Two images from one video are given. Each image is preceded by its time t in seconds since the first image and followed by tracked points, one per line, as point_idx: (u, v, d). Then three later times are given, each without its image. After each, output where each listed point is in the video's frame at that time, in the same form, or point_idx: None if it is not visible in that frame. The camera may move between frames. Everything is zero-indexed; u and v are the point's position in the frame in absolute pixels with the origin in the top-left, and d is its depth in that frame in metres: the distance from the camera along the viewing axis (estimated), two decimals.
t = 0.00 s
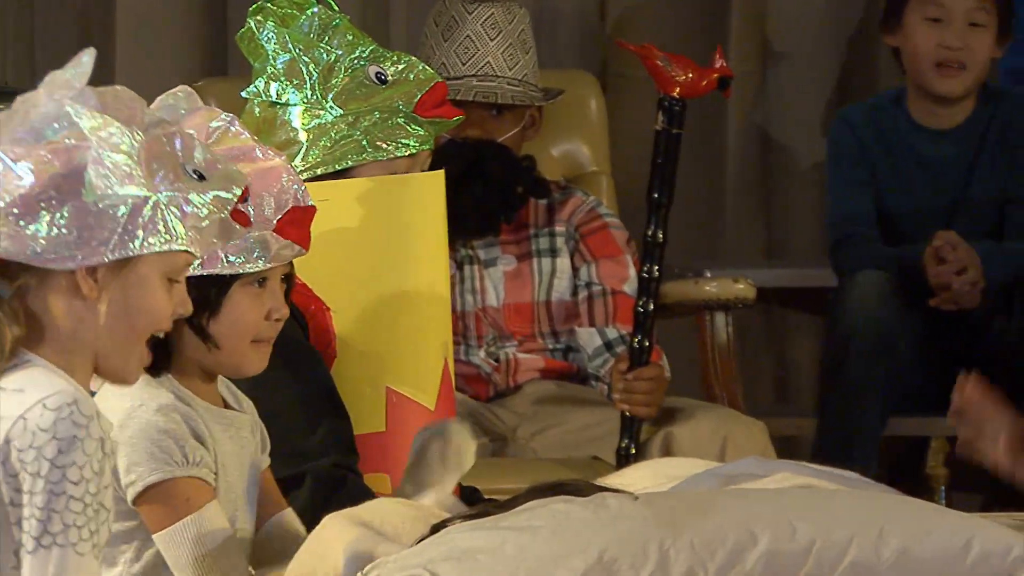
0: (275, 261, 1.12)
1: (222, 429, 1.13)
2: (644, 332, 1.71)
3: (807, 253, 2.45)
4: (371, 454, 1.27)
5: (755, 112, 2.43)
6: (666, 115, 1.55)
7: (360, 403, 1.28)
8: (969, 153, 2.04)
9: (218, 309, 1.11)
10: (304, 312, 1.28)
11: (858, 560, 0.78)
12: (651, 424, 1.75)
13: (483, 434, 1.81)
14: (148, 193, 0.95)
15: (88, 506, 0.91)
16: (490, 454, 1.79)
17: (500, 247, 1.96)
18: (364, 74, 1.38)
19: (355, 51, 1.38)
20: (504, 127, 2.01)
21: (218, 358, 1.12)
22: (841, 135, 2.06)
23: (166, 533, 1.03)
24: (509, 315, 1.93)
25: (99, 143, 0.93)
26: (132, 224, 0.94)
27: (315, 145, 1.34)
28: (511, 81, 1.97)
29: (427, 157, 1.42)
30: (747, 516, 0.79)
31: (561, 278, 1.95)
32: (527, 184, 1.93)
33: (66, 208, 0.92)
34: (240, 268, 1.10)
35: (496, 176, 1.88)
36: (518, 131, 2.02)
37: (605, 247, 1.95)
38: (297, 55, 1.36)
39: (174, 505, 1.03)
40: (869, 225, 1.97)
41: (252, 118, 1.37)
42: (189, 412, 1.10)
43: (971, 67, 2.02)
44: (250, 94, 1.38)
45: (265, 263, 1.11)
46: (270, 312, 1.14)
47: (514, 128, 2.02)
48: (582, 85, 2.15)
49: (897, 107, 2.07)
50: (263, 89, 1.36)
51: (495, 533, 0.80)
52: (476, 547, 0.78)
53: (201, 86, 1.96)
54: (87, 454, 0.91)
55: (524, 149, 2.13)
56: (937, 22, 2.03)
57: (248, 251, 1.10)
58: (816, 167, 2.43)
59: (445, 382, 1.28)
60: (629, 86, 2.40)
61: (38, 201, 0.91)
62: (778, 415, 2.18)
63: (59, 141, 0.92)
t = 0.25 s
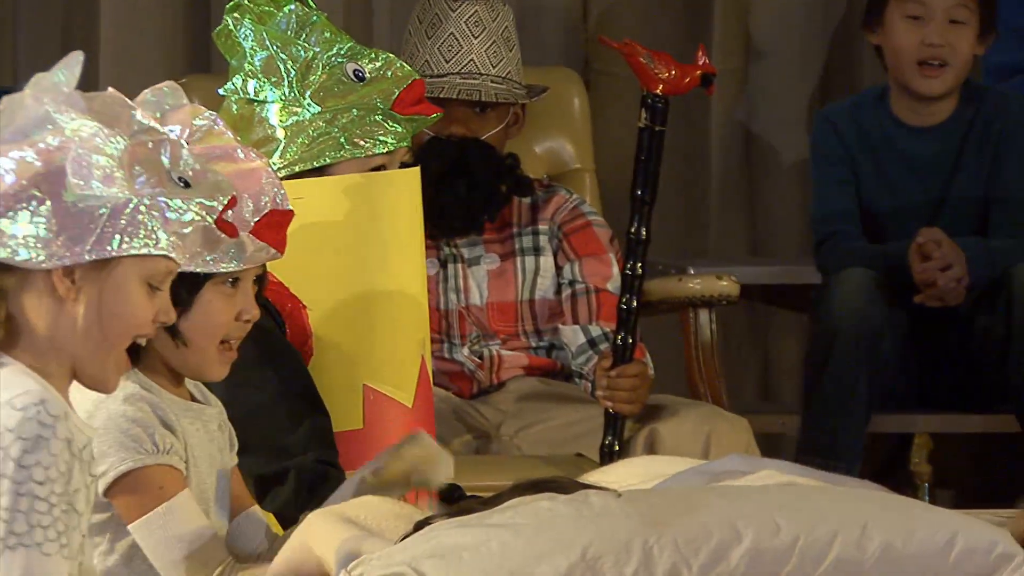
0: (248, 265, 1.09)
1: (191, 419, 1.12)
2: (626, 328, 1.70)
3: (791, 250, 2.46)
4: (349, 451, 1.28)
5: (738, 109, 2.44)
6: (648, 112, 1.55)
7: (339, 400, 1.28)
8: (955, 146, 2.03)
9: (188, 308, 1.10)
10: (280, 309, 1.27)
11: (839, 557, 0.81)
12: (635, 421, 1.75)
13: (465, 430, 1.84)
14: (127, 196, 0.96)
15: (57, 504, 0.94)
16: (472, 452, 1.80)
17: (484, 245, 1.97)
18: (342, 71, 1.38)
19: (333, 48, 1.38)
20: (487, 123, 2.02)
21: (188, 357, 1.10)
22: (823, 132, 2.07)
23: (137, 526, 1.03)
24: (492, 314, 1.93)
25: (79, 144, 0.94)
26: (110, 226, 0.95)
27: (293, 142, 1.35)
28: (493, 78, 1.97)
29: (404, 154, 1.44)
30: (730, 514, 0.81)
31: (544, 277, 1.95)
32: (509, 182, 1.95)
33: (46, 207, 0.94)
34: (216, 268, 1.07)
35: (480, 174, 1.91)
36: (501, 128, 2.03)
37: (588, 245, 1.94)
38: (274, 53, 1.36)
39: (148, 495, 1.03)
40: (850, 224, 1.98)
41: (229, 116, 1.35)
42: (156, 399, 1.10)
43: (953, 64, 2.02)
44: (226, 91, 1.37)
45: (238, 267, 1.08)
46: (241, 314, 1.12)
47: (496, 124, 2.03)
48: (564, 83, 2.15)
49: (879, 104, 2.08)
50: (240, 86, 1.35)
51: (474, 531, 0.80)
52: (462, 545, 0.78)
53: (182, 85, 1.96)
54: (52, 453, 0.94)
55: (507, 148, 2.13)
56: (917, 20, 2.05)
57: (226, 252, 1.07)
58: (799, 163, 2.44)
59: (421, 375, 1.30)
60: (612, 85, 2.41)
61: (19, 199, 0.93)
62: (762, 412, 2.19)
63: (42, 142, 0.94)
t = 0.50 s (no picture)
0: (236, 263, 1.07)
1: (180, 419, 1.13)
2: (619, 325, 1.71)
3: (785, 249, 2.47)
4: (341, 451, 1.27)
5: (731, 109, 2.45)
6: (642, 111, 1.55)
7: (328, 398, 1.28)
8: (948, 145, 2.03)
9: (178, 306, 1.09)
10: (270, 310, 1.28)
11: (835, 556, 0.81)
12: (629, 419, 1.75)
13: (460, 429, 1.83)
14: (122, 195, 0.94)
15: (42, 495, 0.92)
16: (467, 450, 1.80)
17: (478, 245, 1.97)
18: (331, 68, 1.38)
19: (322, 46, 1.38)
20: (482, 121, 2.02)
21: (179, 356, 1.10)
22: (818, 132, 2.08)
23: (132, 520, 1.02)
24: (486, 313, 1.93)
25: (76, 143, 0.93)
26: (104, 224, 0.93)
27: (282, 139, 1.34)
28: (488, 76, 1.97)
29: (393, 156, 1.43)
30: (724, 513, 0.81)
31: (537, 276, 1.95)
32: (505, 180, 1.96)
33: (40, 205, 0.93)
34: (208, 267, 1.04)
35: (476, 172, 1.92)
36: (496, 127, 2.03)
37: (581, 244, 1.94)
38: (263, 50, 1.36)
39: (145, 487, 1.03)
40: (846, 223, 1.99)
41: (218, 114, 1.36)
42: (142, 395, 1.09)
43: (947, 63, 2.02)
44: (215, 89, 1.37)
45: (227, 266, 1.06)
46: (231, 312, 1.11)
47: (491, 121, 2.02)
48: (558, 81, 2.15)
49: (873, 104, 2.08)
50: (229, 83, 1.35)
51: (470, 530, 0.80)
52: (457, 543, 0.79)
53: (177, 83, 1.96)
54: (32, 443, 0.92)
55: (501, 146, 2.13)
56: (909, 19, 2.05)
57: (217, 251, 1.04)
58: (795, 160, 2.44)
59: (410, 374, 1.28)
60: (607, 84, 2.41)
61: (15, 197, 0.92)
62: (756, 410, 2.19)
63: (39, 140, 0.93)
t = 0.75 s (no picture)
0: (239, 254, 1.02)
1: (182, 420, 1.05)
2: (623, 322, 1.71)
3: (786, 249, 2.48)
4: (345, 445, 1.28)
5: (732, 108, 2.46)
6: (645, 108, 1.55)
7: (332, 391, 1.29)
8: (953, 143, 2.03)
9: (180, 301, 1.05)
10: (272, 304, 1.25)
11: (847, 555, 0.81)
12: (632, 417, 1.75)
13: (463, 426, 1.83)
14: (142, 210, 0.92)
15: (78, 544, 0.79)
16: (470, 447, 1.80)
17: (482, 244, 1.96)
18: (329, 57, 1.38)
19: (319, 36, 1.38)
20: (485, 120, 2.03)
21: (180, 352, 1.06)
22: (820, 130, 2.08)
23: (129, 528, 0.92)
24: (489, 312, 1.93)
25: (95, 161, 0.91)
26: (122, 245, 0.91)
27: (282, 129, 1.35)
28: (491, 73, 1.98)
29: (396, 141, 1.45)
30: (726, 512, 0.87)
31: (541, 275, 1.95)
32: (508, 178, 1.97)
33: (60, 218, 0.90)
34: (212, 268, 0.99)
35: (479, 171, 1.93)
36: (498, 125, 2.04)
37: (584, 242, 1.95)
38: (261, 44, 1.35)
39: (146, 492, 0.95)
40: (849, 221, 1.99)
41: (218, 113, 1.37)
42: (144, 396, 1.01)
43: (948, 60, 2.04)
44: (215, 86, 1.37)
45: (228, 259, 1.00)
46: (232, 307, 1.09)
47: (493, 119, 2.03)
48: (560, 79, 2.15)
49: (876, 102, 2.09)
50: (228, 79, 1.35)
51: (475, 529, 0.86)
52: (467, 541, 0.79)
53: (180, 82, 1.96)
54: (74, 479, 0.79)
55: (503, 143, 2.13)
56: (910, 17, 2.07)
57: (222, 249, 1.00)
58: (796, 160, 2.48)
59: (415, 373, 1.30)
60: (608, 83, 2.41)
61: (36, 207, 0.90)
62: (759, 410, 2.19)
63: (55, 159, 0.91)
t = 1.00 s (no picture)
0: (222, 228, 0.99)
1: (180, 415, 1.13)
2: (620, 319, 1.72)
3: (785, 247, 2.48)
4: (353, 444, 1.29)
5: (731, 109, 2.47)
6: (644, 110, 1.57)
7: (339, 388, 1.30)
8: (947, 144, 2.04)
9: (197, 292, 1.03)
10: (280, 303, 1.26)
11: (833, 548, 0.82)
12: (631, 414, 1.77)
13: (465, 423, 1.84)
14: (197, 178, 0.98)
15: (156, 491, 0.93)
16: (472, 444, 1.81)
17: (484, 244, 1.98)
18: (340, 61, 1.41)
19: (332, 40, 1.41)
20: (489, 122, 2.04)
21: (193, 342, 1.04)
22: (817, 132, 2.10)
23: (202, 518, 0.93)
24: (492, 311, 1.95)
25: (152, 135, 0.98)
26: (185, 207, 0.98)
27: (292, 130, 1.38)
28: (494, 77, 1.99)
29: (402, 146, 1.46)
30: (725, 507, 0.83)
31: (542, 274, 1.97)
32: (509, 178, 1.96)
33: (135, 180, 0.97)
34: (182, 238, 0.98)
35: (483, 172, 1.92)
36: (502, 126, 2.06)
37: (585, 242, 1.96)
38: (274, 47, 1.38)
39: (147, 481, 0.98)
40: (846, 221, 2.00)
41: (230, 112, 1.40)
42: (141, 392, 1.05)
43: (943, 62, 2.04)
44: (227, 84, 1.41)
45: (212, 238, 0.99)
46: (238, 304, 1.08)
47: (496, 121, 2.05)
48: (561, 80, 2.16)
49: (874, 103, 2.10)
50: (241, 78, 1.39)
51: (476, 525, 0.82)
52: (462, 537, 0.81)
53: (185, 83, 1.97)
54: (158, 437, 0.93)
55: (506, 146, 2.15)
56: (905, 20, 2.07)
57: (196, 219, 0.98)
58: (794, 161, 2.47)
59: (419, 370, 1.31)
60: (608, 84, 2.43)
61: (113, 168, 0.97)
62: (759, 407, 2.20)
63: (117, 135, 0.97)
